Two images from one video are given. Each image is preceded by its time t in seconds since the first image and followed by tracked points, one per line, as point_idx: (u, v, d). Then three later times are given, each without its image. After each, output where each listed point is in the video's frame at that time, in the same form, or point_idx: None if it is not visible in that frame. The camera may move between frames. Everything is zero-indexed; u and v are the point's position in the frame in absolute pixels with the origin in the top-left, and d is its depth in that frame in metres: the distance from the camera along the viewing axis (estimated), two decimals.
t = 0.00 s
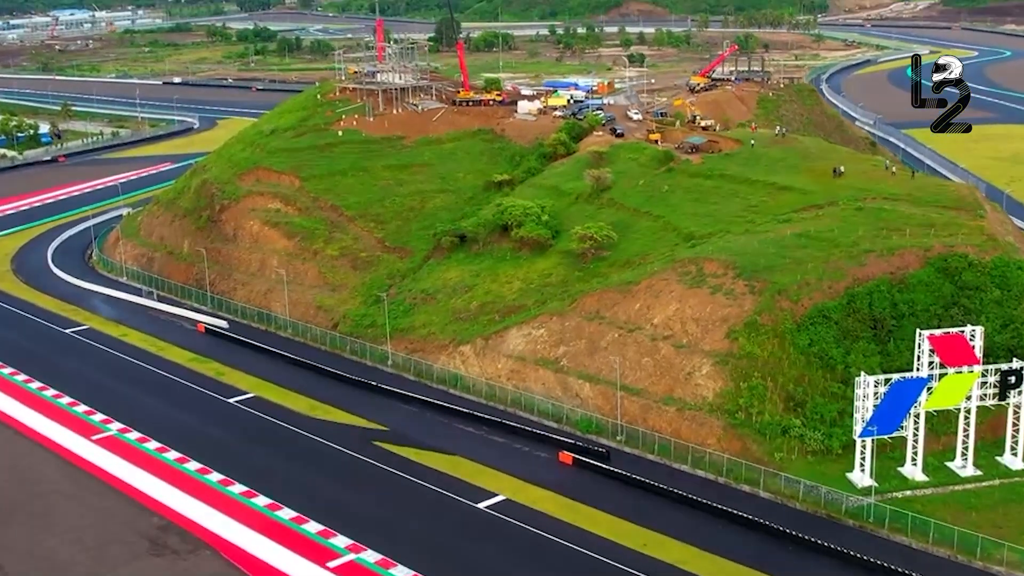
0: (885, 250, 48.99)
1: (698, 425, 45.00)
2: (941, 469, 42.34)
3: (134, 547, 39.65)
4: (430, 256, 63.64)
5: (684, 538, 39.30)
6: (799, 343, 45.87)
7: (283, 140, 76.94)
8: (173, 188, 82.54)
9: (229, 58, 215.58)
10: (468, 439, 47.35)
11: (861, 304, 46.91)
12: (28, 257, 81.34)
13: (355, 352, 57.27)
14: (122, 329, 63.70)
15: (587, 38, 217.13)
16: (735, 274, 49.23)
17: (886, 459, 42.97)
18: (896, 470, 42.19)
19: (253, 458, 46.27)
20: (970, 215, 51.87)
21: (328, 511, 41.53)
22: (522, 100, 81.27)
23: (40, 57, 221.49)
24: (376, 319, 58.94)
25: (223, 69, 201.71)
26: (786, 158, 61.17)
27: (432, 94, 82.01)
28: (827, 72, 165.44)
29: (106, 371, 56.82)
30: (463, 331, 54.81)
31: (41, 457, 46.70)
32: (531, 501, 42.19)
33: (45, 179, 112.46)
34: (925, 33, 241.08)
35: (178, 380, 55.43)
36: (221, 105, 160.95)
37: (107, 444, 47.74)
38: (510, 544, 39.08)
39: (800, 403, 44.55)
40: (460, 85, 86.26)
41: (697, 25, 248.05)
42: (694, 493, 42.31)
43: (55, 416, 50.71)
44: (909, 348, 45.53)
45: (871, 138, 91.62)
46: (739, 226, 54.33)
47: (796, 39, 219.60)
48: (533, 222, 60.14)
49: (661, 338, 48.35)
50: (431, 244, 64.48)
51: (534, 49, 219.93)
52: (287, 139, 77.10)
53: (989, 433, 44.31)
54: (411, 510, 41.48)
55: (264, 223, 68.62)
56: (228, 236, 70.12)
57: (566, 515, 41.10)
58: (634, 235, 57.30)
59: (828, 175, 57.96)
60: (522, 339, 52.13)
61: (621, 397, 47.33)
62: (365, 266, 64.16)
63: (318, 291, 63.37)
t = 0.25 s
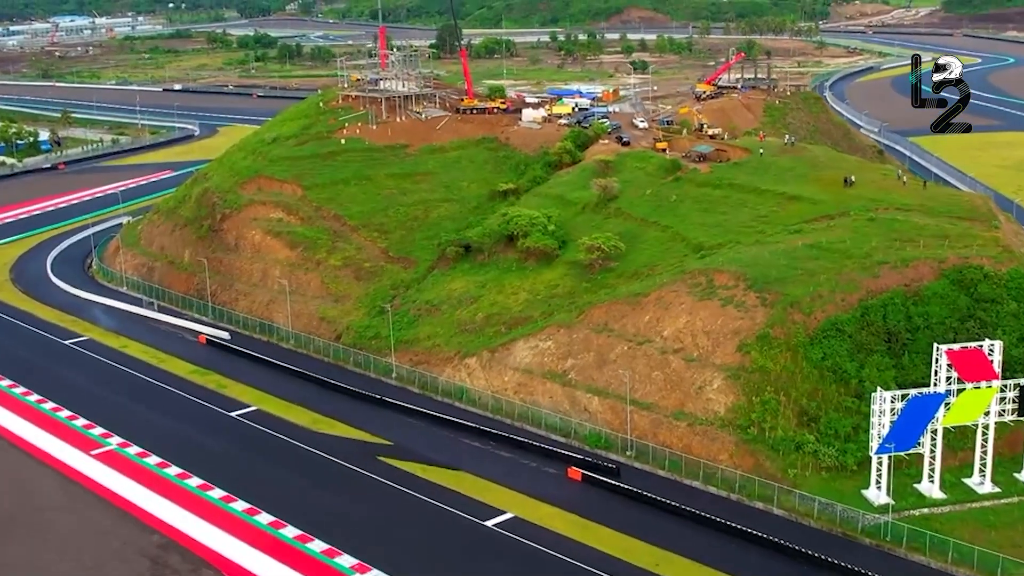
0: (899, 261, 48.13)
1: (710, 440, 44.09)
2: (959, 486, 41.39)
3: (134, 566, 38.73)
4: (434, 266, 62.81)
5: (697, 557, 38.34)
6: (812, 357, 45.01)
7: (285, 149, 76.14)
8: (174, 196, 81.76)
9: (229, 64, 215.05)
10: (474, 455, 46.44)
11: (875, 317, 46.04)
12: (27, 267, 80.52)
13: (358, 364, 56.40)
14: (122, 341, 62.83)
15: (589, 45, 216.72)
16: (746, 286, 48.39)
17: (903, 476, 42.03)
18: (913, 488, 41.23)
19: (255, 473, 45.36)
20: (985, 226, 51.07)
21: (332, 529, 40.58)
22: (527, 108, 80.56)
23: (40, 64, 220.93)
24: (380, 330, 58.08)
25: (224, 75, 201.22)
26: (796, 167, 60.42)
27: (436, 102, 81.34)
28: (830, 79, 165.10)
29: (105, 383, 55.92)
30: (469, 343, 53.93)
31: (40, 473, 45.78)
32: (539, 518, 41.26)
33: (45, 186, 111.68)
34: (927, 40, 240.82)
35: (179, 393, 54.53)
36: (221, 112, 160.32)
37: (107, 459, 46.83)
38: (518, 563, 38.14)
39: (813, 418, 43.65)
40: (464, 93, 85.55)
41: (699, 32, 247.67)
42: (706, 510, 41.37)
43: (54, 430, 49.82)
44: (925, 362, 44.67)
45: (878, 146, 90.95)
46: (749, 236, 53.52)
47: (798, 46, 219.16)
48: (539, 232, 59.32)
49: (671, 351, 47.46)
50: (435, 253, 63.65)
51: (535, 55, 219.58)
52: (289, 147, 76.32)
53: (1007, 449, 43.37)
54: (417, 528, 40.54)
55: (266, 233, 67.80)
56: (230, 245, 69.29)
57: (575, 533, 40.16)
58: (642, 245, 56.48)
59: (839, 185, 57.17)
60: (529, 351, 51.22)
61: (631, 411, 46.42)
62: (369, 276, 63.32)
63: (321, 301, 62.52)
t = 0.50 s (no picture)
0: (916, 270, 47.13)
1: (724, 453, 43.08)
2: (980, 501, 40.35)
3: None
4: (440, 273, 61.83)
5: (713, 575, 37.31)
6: (829, 368, 44.03)
7: (288, 153, 75.21)
8: (175, 201, 80.81)
9: (230, 67, 214.08)
10: (483, 468, 45.43)
11: (892, 327, 45.04)
12: (26, 272, 79.58)
13: (363, 373, 55.44)
14: (122, 349, 61.86)
15: (591, 47, 215.89)
16: (760, 294, 47.40)
17: (922, 490, 40.99)
18: (933, 503, 40.20)
19: (259, 487, 44.35)
20: (1003, 234, 50.10)
21: (338, 545, 39.57)
22: (533, 112, 79.64)
23: (40, 66, 220.04)
24: (385, 339, 57.10)
25: (224, 78, 200.37)
26: (808, 173, 59.49)
27: (440, 105, 80.41)
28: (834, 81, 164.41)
29: (105, 393, 54.96)
30: (476, 352, 52.93)
31: (38, 487, 44.77)
32: (550, 534, 40.23)
33: (45, 191, 110.74)
34: (931, 42, 239.98)
35: (181, 403, 53.56)
36: (222, 115, 159.35)
37: (107, 472, 45.81)
38: None
39: (830, 431, 42.63)
40: (468, 96, 84.64)
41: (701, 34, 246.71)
42: (721, 526, 40.35)
43: (53, 442, 48.81)
44: (943, 373, 43.68)
45: (886, 150, 90.04)
46: (761, 243, 52.57)
47: (801, 49, 218.23)
48: (547, 239, 58.35)
49: (684, 361, 46.47)
50: (441, 260, 62.69)
51: (537, 58, 218.77)
52: (292, 152, 75.38)
53: None
54: (425, 545, 39.51)
55: (269, 238, 66.88)
56: (232, 251, 68.34)
57: (588, 549, 39.14)
58: (652, 252, 55.52)
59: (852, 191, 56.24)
60: (538, 361, 50.21)
61: (643, 423, 45.41)
62: (374, 283, 62.35)
63: (325, 309, 61.56)
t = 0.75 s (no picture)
0: (931, 275, 46.26)
1: (737, 463, 42.23)
2: (999, 513, 39.45)
3: None
4: (445, 277, 60.99)
5: None
6: (843, 376, 43.18)
7: (291, 155, 74.39)
8: (176, 204, 79.98)
9: (230, 67, 213.25)
10: (490, 477, 44.61)
11: (907, 334, 44.18)
12: (26, 275, 78.78)
13: (368, 380, 54.63)
14: (123, 354, 61.05)
15: (593, 48, 215.06)
16: (773, 300, 46.55)
17: (940, 501, 40.12)
18: (951, 514, 39.33)
19: (263, 497, 43.51)
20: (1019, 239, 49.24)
21: (344, 557, 38.73)
22: (538, 114, 78.76)
23: (40, 67, 219.25)
24: (390, 344, 56.27)
25: (225, 78, 199.53)
26: (818, 176, 58.66)
27: (444, 107, 79.54)
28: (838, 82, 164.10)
29: (105, 399, 54.14)
30: (482, 359, 52.09)
31: (37, 497, 43.94)
32: (560, 546, 39.39)
33: (45, 192, 109.93)
34: (934, 43, 239.13)
35: (182, 410, 52.75)
36: (223, 116, 158.51)
37: (108, 482, 44.98)
38: None
39: (845, 440, 41.78)
40: (472, 98, 83.81)
41: (703, 34, 245.89)
42: (735, 538, 39.49)
43: (53, 450, 47.98)
44: (960, 382, 42.84)
45: (894, 151, 89.23)
46: (772, 248, 51.75)
47: (804, 49, 217.37)
48: (554, 243, 57.51)
49: (695, 369, 45.63)
50: (446, 264, 61.85)
51: (539, 58, 217.92)
52: (294, 154, 74.54)
53: None
54: (432, 557, 38.67)
55: (271, 242, 66.08)
56: (234, 255, 67.50)
57: (598, 562, 38.30)
58: (661, 257, 54.71)
59: (864, 195, 55.40)
60: (546, 368, 49.38)
61: (654, 432, 44.55)
62: (378, 287, 61.50)
63: (328, 314, 60.74)
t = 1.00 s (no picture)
0: (951, 283, 45.20)
1: (754, 476, 41.19)
2: None
3: None
4: (451, 282, 59.96)
5: None
6: (862, 387, 42.12)
7: (294, 158, 73.38)
8: (177, 207, 78.98)
9: (231, 68, 212.21)
10: (500, 490, 43.61)
11: (927, 343, 43.11)
12: (25, 279, 77.79)
13: (373, 388, 53.61)
14: (124, 361, 60.08)
15: (595, 48, 214.01)
16: (788, 308, 45.51)
17: (963, 515, 39.05)
18: (975, 530, 38.27)
19: (267, 510, 42.51)
20: None
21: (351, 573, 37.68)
22: (544, 116, 77.80)
23: (40, 67, 218.21)
24: (396, 352, 55.26)
25: (226, 79, 198.57)
26: (832, 180, 57.59)
27: (449, 109, 78.54)
28: (843, 84, 162.88)
29: (106, 408, 53.15)
30: (491, 367, 51.06)
31: (36, 510, 42.93)
32: (572, 561, 38.36)
33: (45, 194, 108.95)
34: (938, 44, 238.06)
35: (184, 419, 51.74)
36: (223, 117, 157.46)
37: (108, 494, 43.98)
38: None
39: (865, 452, 40.71)
40: (477, 100, 82.75)
41: (706, 35, 244.85)
42: (752, 554, 38.46)
43: (53, 461, 46.98)
44: (981, 392, 41.80)
45: (903, 154, 88.22)
46: (786, 254, 50.71)
47: (807, 49, 216.26)
48: (563, 248, 56.48)
49: (710, 378, 44.59)
50: (452, 269, 60.81)
51: (542, 59, 216.89)
52: (297, 157, 73.53)
53: None
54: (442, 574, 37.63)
55: (275, 246, 65.07)
56: (236, 259, 66.50)
57: None
58: (672, 263, 53.68)
59: (879, 200, 54.39)
60: (556, 377, 48.38)
61: (668, 444, 43.49)
62: (383, 293, 60.46)
63: (333, 320, 59.75)
